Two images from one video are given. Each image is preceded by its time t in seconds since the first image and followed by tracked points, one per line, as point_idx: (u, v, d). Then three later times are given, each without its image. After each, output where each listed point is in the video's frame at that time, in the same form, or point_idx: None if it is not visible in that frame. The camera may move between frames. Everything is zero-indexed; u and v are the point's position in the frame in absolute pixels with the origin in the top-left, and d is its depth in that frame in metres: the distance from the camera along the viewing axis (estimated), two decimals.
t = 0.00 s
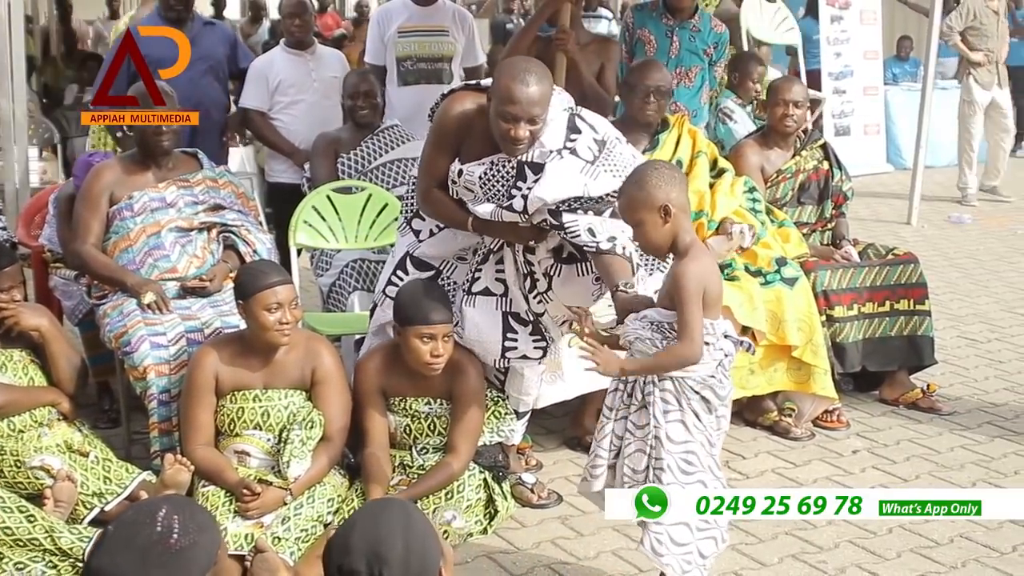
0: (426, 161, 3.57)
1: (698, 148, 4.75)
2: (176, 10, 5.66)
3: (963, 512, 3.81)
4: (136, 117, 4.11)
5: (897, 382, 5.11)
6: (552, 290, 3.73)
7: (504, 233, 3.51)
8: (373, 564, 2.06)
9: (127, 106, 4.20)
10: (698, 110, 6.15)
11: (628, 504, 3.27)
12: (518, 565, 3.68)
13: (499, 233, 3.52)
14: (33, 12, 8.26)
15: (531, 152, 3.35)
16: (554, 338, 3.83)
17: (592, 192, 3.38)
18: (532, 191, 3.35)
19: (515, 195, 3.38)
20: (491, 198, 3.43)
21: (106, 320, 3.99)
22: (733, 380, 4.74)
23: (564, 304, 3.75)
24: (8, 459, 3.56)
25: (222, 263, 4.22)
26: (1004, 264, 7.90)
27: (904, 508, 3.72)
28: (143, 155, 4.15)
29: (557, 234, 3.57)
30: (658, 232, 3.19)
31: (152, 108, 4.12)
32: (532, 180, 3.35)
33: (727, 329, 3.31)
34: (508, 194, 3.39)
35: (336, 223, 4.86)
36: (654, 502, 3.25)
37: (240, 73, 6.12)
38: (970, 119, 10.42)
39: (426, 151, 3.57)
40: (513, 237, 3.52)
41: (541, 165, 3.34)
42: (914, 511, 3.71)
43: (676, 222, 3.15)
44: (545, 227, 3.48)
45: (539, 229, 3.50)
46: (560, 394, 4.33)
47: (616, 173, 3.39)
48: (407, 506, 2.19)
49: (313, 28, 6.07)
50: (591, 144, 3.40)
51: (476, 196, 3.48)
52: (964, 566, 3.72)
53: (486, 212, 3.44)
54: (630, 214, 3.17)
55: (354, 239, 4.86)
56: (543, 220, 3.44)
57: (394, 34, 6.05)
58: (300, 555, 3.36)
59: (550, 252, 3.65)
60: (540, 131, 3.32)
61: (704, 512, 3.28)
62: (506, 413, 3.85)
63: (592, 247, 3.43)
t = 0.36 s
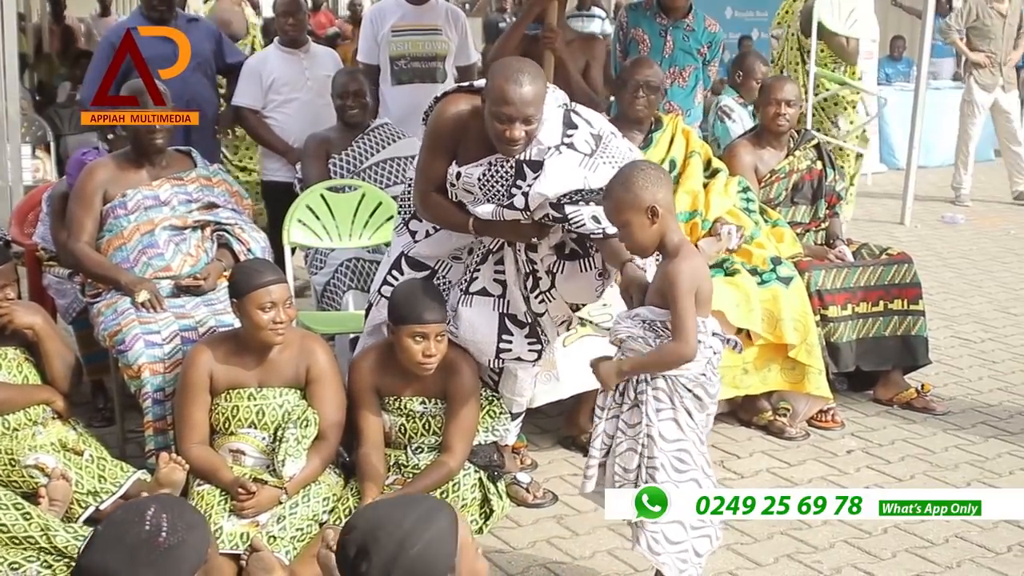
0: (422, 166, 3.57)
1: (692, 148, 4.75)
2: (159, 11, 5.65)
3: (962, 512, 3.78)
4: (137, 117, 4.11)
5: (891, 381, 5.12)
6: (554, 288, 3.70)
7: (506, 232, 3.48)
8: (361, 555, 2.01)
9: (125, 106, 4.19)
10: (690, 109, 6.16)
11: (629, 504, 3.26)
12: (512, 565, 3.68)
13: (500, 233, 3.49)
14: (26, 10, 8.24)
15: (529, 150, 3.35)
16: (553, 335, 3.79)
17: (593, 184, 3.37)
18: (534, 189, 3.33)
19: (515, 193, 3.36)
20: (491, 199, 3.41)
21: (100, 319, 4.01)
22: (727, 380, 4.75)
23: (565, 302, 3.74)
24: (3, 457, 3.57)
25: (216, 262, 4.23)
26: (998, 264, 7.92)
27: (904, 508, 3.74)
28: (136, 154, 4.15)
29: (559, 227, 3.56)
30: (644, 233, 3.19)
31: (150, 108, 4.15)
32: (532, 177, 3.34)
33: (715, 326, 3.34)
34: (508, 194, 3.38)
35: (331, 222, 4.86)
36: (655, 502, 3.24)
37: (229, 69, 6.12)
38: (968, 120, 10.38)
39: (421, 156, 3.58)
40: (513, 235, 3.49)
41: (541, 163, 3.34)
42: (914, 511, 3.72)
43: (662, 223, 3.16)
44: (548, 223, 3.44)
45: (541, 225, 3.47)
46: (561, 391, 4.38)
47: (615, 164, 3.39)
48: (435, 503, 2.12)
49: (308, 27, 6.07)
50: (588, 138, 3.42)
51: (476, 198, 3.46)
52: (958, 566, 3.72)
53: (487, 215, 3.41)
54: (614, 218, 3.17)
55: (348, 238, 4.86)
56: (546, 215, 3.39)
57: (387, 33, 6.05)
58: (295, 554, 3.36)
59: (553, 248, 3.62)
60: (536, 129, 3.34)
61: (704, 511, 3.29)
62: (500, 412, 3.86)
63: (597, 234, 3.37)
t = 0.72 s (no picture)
0: (401, 157, 3.56)
1: (687, 150, 4.79)
2: (143, 11, 5.67)
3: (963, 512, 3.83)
4: (137, 117, 4.10)
5: (885, 382, 5.12)
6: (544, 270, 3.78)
7: (500, 219, 3.49)
8: (387, 535, 1.98)
9: (123, 107, 4.17)
10: (686, 110, 6.14)
11: (628, 504, 3.26)
12: (507, 565, 3.68)
13: (491, 218, 3.51)
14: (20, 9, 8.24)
15: (515, 133, 3.38)
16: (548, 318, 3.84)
17: (584, 165, 3.41)
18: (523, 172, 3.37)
19: (503, 176, 3.40)
20: (479, 184, 3.44)
21: (95, 317, 4.00)
22: (721, 380, 4.75)
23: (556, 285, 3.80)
24: None
25: (211, 261, 4.21)
26: (991, 265, 7.94)
27: (904, 508, 3.76)
28: (130, 153, 4.16)
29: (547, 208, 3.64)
30: (642, 235, 3.17)
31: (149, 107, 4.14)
32: (521, 160, 3.38)
33: (713, 328, 3.35)
34: (496, 176, 3.41)
35: (325, 222, 4.86)
36: (654, 502, 3.25)
37: (218, 67, 6.11)
38: (981, 120, 10.38)
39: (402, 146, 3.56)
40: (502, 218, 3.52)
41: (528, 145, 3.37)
42: (914, 511, 3.76)
43: (661, 225, 3.13)
44: (538, 203, 3.48)
45: (531, 206, 3.50)
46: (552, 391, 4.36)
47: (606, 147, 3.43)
48: (472, 506, 2.07)
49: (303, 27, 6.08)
50: (574, 119, 3.45)
51: (462, 184, 3.49)
52: (953, 567, 3.73)
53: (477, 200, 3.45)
54: (614, 218, 3.16)
55: (343, 238, 4.85)
56: (537, 195, 3.44)
57: (382, 33, 6.06)
58: (290, 553, 3.37)
59: (541, 229, 3.73)
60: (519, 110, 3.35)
61: (704, 512, 3.29)
62: (494, 410, 3.81)
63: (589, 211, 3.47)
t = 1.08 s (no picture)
0: (336, 145, 3.48)
1: (684, 150, 4.85)
2: (133, 11, 5.64)
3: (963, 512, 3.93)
4: (138, 116, 4.09)
5: (882, 384, 5.12)
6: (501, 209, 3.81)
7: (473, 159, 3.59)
8: (373, 544, 1.93)
9: (123, 106, 4.14)
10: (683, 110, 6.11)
11: (629, 504, 3.27)
12: (503, 566, 3.68)
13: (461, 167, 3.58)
14: (16, 8, 8.22)
15: (454, 73, 3.48)
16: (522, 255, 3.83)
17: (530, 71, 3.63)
18: (486, 102, 3.50)
19: (461, 112, 3.49)
20: (441, 132, 3.51)
21: (92, 317, 4.00)
22: (721, 384, 4.76)
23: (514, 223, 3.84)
24: None
25: (207, 262, 4.27)
26: (989, 267, 7.94)
27: (904, 508, 3.87)
28: (128, 153, 4.16)
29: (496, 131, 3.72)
30: (656, 241, 3.23)
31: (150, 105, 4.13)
32: (474, 91, 3.49)
33: (717, 335, 3.34)
34: (453, 118, 3.50)
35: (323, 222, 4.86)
36: (655, 501, 3.25)
37: (211, 65, 6.09)
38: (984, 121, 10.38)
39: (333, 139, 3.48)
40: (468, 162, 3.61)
41: (480, 76, 3.49)
42: (914, 511, 3.86)
43: (676, 233, 3.20)
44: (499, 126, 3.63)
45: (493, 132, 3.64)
46: (545, 392, 4.37)
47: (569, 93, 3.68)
48: (452, 505, 2.03)
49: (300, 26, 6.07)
50: (496, 40, 3.60)
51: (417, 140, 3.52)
52: (948, 569, 3.73)
53: (446, 151, 3.53)
54: (629, 226, 3.20)
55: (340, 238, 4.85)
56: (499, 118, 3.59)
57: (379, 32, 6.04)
58: (286, 553, 3.37)
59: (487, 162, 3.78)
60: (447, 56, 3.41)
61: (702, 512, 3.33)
62: (490, 412, 3.78)
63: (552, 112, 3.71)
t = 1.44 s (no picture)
0: (318, 136, 3.45)
1: (695, 151, 4.85)
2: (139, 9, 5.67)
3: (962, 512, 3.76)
4: (138, 117, 4.15)
5: (890, 384, 5.12)
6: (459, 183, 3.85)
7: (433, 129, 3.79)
8: (409, 552, 1.88)
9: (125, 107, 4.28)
10: (691, 110, 6.13)
11: (629, 504, 3.26)
12: (511, 565, 3.68)
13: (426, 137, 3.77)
14: (25, 8, 8.25)
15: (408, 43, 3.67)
16: (483, 225, 3.85)
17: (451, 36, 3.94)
18: (439, 66, 3.77)
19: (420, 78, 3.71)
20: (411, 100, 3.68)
21: (100, 316, 4.01)
22: (729, 384, 4.75)
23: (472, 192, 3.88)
24: (1, 454, 3.55)
25: (214, 261, 4.25)
26: (997, 267, 7.94)
27: (904, 508, 3.73)
28: (135, 152, 4.17)
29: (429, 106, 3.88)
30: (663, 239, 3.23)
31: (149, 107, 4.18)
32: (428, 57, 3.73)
33: (723, 338, 3.33)
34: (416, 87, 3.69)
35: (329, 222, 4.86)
36: (654, 502, 3.25)
37: (217, 66, 6.09)
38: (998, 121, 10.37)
39: (310, 131, 3.45)
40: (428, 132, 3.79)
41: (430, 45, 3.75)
42: (914, 512, 3.73)
43: (683, 234, 3.21)
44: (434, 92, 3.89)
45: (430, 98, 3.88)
46: (552, 391, 4.37)
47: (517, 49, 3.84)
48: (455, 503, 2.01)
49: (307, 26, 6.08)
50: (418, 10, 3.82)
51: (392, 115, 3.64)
52: (957, 569, 3.73)
53: (418, 120, 3.70)
54: (639, 221, 3.21)
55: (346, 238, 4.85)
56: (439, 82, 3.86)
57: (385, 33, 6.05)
58: (294, 552, 3.37)
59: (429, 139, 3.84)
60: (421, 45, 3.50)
61: (703, 512, 3.29)
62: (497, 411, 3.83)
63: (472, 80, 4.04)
